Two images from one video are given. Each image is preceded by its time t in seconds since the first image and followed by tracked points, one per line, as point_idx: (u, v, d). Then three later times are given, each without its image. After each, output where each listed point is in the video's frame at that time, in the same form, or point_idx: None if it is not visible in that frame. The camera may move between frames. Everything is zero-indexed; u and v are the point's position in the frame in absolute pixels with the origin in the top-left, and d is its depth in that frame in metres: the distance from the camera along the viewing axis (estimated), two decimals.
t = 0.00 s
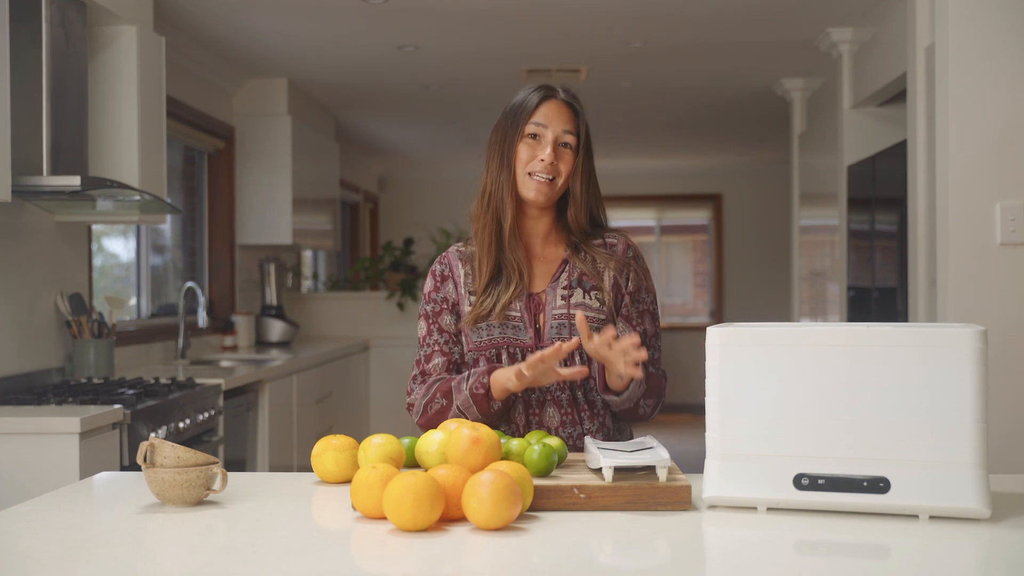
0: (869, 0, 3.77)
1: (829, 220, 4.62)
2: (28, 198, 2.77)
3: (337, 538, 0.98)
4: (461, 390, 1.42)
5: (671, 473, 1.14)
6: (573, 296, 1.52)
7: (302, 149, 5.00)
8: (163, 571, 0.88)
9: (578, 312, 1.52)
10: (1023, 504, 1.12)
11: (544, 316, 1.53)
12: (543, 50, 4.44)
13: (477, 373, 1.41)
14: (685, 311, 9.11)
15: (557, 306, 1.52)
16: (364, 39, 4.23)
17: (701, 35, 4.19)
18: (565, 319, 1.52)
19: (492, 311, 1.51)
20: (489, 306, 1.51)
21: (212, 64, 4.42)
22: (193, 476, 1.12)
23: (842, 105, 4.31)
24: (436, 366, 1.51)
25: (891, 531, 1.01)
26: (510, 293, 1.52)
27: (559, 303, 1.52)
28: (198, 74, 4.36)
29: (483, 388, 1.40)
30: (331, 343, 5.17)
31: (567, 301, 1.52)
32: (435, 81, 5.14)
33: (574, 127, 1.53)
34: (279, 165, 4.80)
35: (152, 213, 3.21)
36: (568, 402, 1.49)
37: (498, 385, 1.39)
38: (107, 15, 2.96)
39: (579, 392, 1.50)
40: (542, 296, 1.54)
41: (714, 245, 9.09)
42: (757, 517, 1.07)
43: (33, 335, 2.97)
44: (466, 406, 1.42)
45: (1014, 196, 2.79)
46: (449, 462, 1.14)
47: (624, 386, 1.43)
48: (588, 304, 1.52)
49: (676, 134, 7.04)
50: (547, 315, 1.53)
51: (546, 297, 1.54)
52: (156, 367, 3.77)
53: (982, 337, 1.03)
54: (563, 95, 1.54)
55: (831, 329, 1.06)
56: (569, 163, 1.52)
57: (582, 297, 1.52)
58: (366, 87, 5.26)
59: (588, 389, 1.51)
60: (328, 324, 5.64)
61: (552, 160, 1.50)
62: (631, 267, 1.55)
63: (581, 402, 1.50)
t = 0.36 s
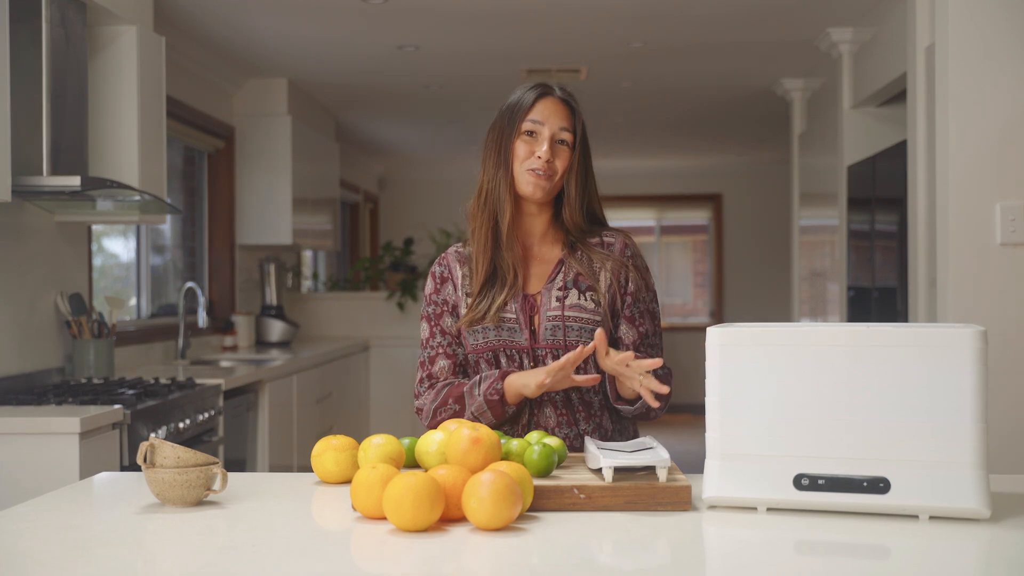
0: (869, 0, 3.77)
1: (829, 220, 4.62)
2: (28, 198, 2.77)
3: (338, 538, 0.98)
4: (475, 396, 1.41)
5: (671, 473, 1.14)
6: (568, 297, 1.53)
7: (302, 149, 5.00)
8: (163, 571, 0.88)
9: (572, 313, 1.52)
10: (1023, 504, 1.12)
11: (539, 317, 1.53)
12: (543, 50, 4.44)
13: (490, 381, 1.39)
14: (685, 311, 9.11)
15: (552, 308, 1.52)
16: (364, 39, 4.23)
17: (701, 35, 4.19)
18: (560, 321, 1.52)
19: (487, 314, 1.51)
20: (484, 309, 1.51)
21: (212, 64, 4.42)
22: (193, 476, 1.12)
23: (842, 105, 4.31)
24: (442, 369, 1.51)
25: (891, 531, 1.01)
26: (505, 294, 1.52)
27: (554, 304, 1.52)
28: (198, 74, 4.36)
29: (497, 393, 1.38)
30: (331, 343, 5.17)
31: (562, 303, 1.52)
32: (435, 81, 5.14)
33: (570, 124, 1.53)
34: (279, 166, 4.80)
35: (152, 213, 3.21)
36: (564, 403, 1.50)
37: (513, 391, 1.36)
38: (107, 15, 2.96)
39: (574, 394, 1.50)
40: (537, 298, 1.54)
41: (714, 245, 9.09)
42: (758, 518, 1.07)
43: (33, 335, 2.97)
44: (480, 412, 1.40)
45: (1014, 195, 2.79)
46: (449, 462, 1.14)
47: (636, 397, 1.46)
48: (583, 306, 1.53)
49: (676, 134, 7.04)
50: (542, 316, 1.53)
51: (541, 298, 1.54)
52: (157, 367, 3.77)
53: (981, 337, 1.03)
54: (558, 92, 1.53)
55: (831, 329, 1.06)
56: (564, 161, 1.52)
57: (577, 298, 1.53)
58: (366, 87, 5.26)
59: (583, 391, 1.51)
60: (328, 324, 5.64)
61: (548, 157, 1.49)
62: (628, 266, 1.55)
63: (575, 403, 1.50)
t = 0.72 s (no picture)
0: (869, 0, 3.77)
1: (829, 220, 4.62)
2: (29, 198, 2.77)
3: (337, 538, 0.98)
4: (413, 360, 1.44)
5: (671, 473, 1.14)
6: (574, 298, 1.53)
7: (302, 149, 5.00)
8: (163, 571, 0.88)
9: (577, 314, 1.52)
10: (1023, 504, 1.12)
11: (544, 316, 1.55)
12: (543, 50, 4.44)
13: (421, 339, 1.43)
14: (685, 311, 9.11)
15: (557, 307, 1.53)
16: (364, 39, 4.23)
17: (701, 35, 4.19)
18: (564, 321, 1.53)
19: (491, 312, 1.51)
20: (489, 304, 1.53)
21: (212, 64, 4.41)
22: (193, 476, 1.12)
23: (842, 105, 4.30)
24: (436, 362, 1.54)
25: (891, 531, 1.01)
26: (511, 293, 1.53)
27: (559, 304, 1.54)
28: (198, 73, 4.36)
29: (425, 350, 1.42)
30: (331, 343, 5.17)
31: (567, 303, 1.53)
32: (435, 81, 5.14)
33: (567, 129, 1.51)
34: (279, 166, 4.80)
35: (152, 213, 3.21)
36: (564, 403, 1.50)
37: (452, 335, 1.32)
38: (107, 15, 2.96)
39: (574, 394, 1.50)
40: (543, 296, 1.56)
41: (714, 245, 9.09)
42: (758, 518, 1.07)
43: (33, 335, 2.97)
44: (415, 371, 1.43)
45: (1014, 196, 2.79)
46: (449, 462, 1.14)
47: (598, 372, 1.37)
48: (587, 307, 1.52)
49: (676, 133, 7.04)
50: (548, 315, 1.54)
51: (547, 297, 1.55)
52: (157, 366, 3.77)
53: (981, 337, 1.03)
54: (555, 96, 1.52)
55: (831, 329, 1.06)
56: (563, 167, 1.49)
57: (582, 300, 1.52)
58: (366, 87, 5.26)
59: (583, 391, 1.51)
60: (328, 324, 5.64)
61: (544, 164, 1.48)
62: (633, 270, 1.54)
63: (575, 404, 1.50)
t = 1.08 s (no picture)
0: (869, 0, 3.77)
1: (829, 220, 4.62)
2: (28, 198, 2.77)
3: (337, 538, 0.98)
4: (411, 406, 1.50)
5: (671, 473, 1.14)
6: (569, 303, 1.53)
7: (302, 149, 5.00)
8: (163, 571, 0.88)
9: (573, 321, 1.52)
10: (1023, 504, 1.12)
11: (540, 322, 1.53)
12: (543, 50, 4.44)
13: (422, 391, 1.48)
14: (685, 311, 9.11)
15: (553, 313, 1.52)
16: (364, 39, 4.23)
17: (701, 35, 4.19)
18: (560, 328, 1.51)
19: (488, 320, 1.51)
20: (484, 315, 1.51)
21: (212, 64, 4.41)
22: (193, 476, 1.12)
23: (842, 105, 4.30)
24: (427, 370, 1.54)
25: (891, 531, 1.01)
26: (506, 301, 1.52)
27: (555, 310, 1.52)
28: (198, 73, 4.36)
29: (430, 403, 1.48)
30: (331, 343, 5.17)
31: (563, 309, 1.52)
32: (435, 81, 5.14)
33: (563, 124, 1.51)
34: (279, 166, 4.80)
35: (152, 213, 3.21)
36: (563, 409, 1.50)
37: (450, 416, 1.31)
38: (107, 15, 2.96)
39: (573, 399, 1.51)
40: (539, 302, 1.54)
41: (714, 245, 9.08)
42: (758, 517, 1.07)
43: (33, 335, 2.97)
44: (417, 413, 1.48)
45: (1014, 196, 2.79)
46: (449, 462, 1.14)
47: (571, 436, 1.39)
48: (584, 313, 1.53)
49: (676, 134, 7.04)
50: (543, 322, 1.52)
51: (543, 303, 1.53)
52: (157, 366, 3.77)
53: (981, 337, 1.03)
54: (551, 91, 1.51)
55: (832, 329, 1.06)
56: (559, 164, 1.50)
57: (578, 304, 1.53)
58: (366, 87, 5.26)
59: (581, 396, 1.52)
60: (328, 324, 5.64)
61: (540, 162, 1.48)
62: (628, 272, 1.54)
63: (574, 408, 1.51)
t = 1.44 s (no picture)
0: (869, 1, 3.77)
1: (829, 220, 4.62)
2: (29, 198, 2.77)
3: (338, 538, 0.98)
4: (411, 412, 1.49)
5: (671, 473, 1.14)
6: (567, 306, 1.53)
7: (302, 149, 4.99)
8: (163, 571, 0.88)
9: (571, 324, 1.52)
10: None
11: (538, 326, 1.53)
12: (543, 51, 4.44)
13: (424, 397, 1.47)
14: (685, 311, 9.11)
15: (551, 317, 1.52)
16: (365, 39, 4.23)
17: (702, 35, 4.19)
18: (558, 332, 1.51)
19: (484, 327, 1.51)
20: (480, 322, 1.51)
21: (212, 64, 4.42)
22: (193, 476, 1.12)
23: (842, 105, 4.30)
24: (425, 374, 1.55)
25: (891, 531, 1.01)
26: (503, 306, 1.52)
27: (552, 314, 1.52)
28: (198, 73, 4.36)
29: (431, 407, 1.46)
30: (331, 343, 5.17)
31: (560, 312, 1.52)
32: (435, 81, 5.14)
33: (558, 123, 1.51)
34: (279, 166, 4.80)
35: (152, 213, 3.21)
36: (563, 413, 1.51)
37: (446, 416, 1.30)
38: (107, 15, 2.96)
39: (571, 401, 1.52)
40: (536, 305, 1.54)
41: (714, 245, 9.08)
42: (758, 518, 1.07)
43: (33, 335, 2.97)
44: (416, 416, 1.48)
45: (1015, 196, 2.79)
46: (448, 463, 1.14)
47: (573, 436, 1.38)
48: (582, 315, 1.52)
49: (676, 134, 7.03)
50: (541, 325, 1.53)
51: (540, 306, 1.53)
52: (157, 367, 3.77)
53: (982, 337, 1.03)
54: (544, 90, 1.51)
55: (832, 330, 1.06)
56: (554, 163, 1.50)
57: (576, 306, 1.53)
58: (366, 87, 5.26)
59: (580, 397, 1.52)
60: (328, 324, 5.64)
61: (536, 162, 1.48)
62: (625, 271, 1.54)
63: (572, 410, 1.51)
